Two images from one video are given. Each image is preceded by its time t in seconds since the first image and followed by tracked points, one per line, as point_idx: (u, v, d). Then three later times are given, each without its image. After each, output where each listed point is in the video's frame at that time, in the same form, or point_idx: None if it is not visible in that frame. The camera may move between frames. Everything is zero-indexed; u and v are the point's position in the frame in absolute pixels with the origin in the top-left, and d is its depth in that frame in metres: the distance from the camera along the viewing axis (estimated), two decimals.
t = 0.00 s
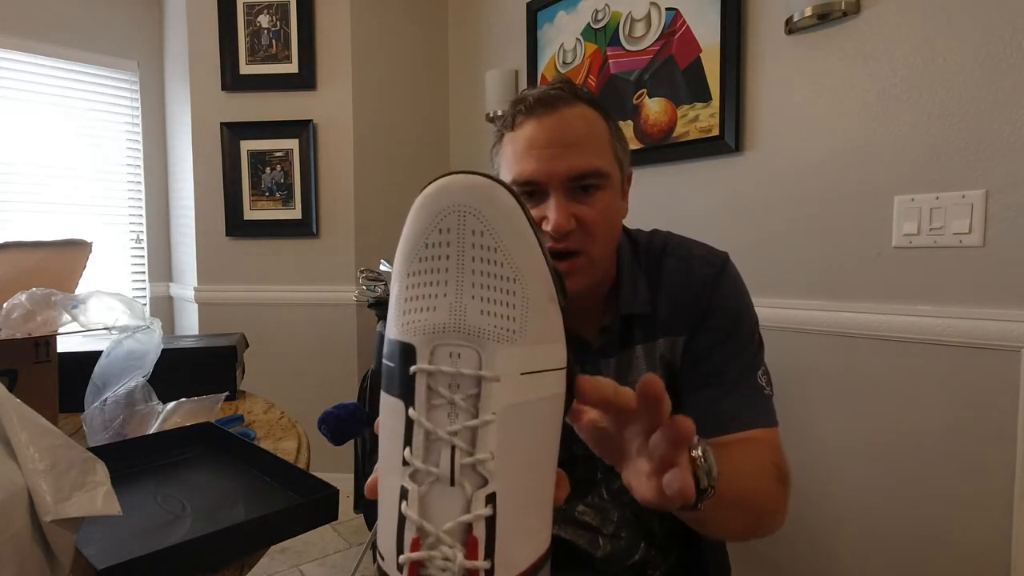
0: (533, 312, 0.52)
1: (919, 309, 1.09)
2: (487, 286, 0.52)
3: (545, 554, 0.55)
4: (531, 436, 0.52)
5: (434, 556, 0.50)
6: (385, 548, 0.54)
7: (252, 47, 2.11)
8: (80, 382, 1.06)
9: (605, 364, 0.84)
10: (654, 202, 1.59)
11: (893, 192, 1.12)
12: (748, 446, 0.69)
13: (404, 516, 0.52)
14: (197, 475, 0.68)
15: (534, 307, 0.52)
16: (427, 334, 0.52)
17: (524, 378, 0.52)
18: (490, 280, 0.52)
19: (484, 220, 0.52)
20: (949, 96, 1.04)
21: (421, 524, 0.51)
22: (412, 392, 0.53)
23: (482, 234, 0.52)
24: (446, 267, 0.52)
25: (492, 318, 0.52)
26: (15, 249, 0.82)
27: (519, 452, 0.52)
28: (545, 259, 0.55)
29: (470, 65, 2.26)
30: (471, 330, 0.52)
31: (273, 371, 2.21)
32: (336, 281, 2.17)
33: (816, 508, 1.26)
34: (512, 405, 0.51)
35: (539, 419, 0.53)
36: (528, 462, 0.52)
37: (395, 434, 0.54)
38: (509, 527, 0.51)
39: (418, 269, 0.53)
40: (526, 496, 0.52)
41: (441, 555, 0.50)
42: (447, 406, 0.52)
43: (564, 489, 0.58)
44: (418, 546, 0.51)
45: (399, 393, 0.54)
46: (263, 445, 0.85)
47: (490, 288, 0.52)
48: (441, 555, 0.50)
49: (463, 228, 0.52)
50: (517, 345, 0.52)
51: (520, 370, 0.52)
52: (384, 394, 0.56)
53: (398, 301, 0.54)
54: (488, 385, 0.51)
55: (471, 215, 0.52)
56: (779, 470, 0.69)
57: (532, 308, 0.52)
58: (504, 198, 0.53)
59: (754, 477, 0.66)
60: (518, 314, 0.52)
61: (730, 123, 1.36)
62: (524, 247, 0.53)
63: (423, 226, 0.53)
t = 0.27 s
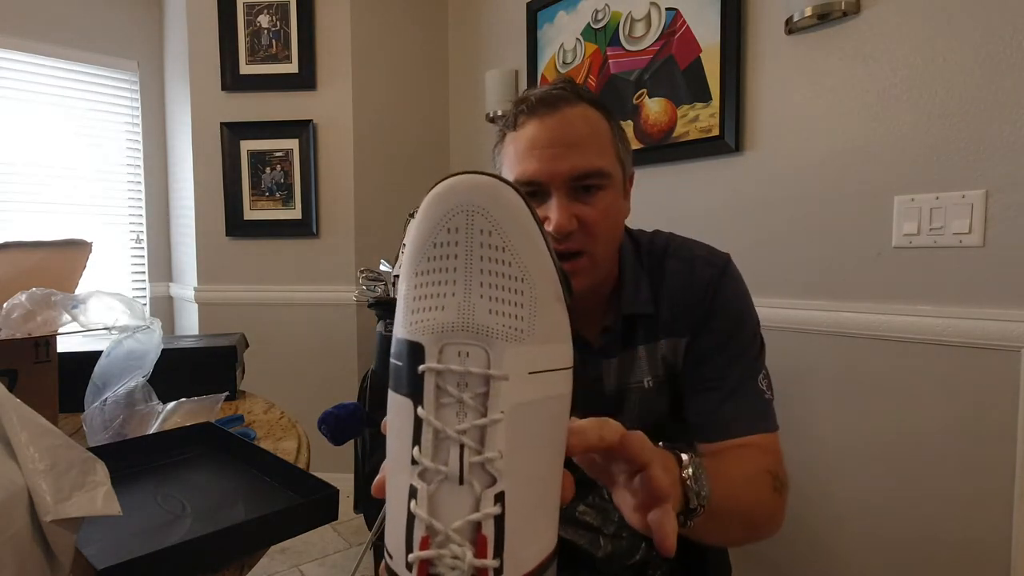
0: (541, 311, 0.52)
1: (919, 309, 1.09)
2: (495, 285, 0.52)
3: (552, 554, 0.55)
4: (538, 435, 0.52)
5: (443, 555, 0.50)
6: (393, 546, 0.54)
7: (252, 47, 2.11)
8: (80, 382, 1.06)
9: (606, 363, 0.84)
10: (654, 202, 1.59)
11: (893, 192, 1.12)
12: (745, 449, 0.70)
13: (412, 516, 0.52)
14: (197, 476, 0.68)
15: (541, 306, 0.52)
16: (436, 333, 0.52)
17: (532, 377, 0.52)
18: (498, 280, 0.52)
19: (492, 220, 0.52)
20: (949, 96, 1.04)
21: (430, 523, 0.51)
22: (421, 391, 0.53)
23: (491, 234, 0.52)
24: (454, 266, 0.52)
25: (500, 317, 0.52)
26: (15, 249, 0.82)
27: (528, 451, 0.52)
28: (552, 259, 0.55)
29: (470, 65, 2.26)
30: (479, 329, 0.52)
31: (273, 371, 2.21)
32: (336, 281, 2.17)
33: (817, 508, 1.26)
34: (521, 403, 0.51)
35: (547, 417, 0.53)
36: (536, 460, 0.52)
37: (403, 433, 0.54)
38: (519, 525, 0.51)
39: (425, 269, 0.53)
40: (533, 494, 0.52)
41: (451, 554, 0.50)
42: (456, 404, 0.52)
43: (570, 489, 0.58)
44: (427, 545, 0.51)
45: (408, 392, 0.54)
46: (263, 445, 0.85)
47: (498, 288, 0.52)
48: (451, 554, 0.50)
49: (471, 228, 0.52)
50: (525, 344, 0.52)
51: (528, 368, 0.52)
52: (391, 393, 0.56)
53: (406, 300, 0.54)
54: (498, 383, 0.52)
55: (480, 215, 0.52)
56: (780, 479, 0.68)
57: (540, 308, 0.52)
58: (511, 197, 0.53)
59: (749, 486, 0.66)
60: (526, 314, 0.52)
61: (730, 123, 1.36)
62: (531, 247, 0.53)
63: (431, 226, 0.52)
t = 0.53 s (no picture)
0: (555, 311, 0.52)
1: (919, 309, 1.09)
2: (509, 285, 0.52)
3: (564, 552, 0.55)
4: (552, 433, 0.52)
5: (462, 554, 0.50)
6: (408, 546, 0.54)
7: (252, 47, 2.11)
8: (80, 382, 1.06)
9: (606, 363, 0.84)
10: (654, 202, 1.59)
11: (893, 192, 1.12)
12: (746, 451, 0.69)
13: (430, 515, 0.52)
14: (197, 476, 0.68)
15: (555, 306, 0.52)
16: (450, 333, 0.52)
17: (547, 377, 0.52)
18: (511, 280, 0.52)
19: (506, 220, 0.51)
20: (949, 96, 1.04)
21: (448, 523, 0.51)
22: (436, 391, 0.53)
23: (504, 234, 0.51)
24: (468, 267, 0.52)
25: (514, 317, 0.52)
26: (15, 249, 0.82)
27: (542, 450, 0.52)
28: (563, 259, 0.55)
29: (469, 65, 2.26)
30: (494, 329, 0.52)
31: (273, 371, 2.21)
32: (336, 281, 2.17)
33: (817, 508, 1.26)
34: (536, 403, 0.52)
35: (560, 417, 0.53)
36: (551, 459, 0.52)
37: (419, 433, 0.54)
38: (534, 524, 0.51)
39: (439, 269, 0.53)
40: (546, 492, 0.52)
41: (469, 553, 0.50)
42: (471, 404, 0.52)
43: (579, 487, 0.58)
44: (445, 545, 0.51)
45: (422, 392, 0.53)
46: (263, 445, 0.85)
47: (511, 288, 0.52)
48: (469, 554, 0.50)
49: (485, 228, 0.51)
50: (540, 344, 0.52)
51: (543, 368, 0.52)
52: (405, 393, 0.55)
53: (419, 300, 0.54)
54: (513, 383, 0.51)
55: (493, 215, 0.52)
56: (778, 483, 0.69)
57: (553, 307, 0.52)
58: (525, 197, 0.53)
59: (749, 482, 0.66)
60: (539, 314, 0.52)
61: (730, 123, 1.36)
62: (544, 248, 0.53)
63: (443, 226, 0.52)
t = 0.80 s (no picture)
0: (552, 315, 0.52)
1: (918, 309, 1.09)
2: (507, 289, 0.52)
3: (559, 556, 0.55)
4: (547, 438, 0.52)
5: (457, 559, 0.50)
6: (404, 549, 0.54)
7: (252, 47, 2.11)
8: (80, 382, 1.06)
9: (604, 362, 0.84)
10: (654, 202, 1.59)
11: (893, 193, 1.12)
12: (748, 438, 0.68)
13: (425, 519, 0.52)
14: (197, 476, 0.68)
15: (553, 310, 0.52)
16: (448, 337, 0.52)
17: (544, 381, 0.52)
18: (510, 284, 0.52)
19: (505, 223, 0.51)
20: (949, 96, 1.04)
21: (443, 527, 0.51)
22: (433, 395, 0.53)
23: (503, 238, 0.51)
24: (466, 270, 0.52)
25: (512, 321, 0.52)
26: (15, 249, 0.82)
27: (539, 455, 0.52)
28: (563, 262, 0.55)
29: (469, 65, 2.26)
30: (491, 333, 0.52)
31: (273, 371, 2.21)
32: (336, 281, 2.17)
33: (816, 508, 1.27)
34: (532, 407, 0.52)
35: (556, 421, 0.53)
36: (546, 465, 0.52)
37: (415, 436, 0.54)
38: (531, 529, 0.52)
39: (437, 273, 0.53)
40: (543, 494, 0.53)
41: (465, 558, 0.50)
42: (468, 408, 0.52)
43: (576, 488, 0.58)
44: (441, 549, 0.51)
45: (419, 395, 0.53)
46: (263, 445, 0.85)
47: (509, 291, 0.52)
48: (465, 558, 0.50)
49: (484, 232, 0.51)
50: (537, 348, 0.52)
51: (540, 372, 0.52)
52: (402, 396, 0.55)
53: (418, 303, 0.54)
54: (510, 388, 0.51)
55: (492, 219, 0.52)
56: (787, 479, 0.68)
57: (551, 311, 0.52)
58: (523, 201, 0.53)
59: (760, 469, 0.65)
60: (537, 319, 0.52)
61: (730, 123, 1.36)
62: (542, 251, 0.53)
63: (442, 229, 0.52)
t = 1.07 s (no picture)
0: (551, 311, 0.52)
1: (918, 309, 1.09)
2: (506, 285, 0.52)
3: (557, 553, 0.55)
4: (545, 435, 0.52)
5: (454, 553, 0.50)
6: (401, 544, 0.54)
7: (252, 47, 2.11)
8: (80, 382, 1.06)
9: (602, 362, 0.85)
10: (654, 202, 1.59)
11: (893, 193, 1.12)
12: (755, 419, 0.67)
13: (422, 515, 0.52)
14: (197, 476, 0.68)
15: (553, 308, 0.52)
16: (446, 333, 0.52)
17: (542, 377, 0.52)
18: (509, 280, 0.52)
19: (504, 221, 0.52)
20: (948, 96, 1.04)
21: (440, 522, 0.51)
22: (432, 390, 0.53)
23: (502, 235, 0.52)
24: (466, 267, 0.52)
25: (510, 318, 0.52)
26: (15, 249, 0.82)
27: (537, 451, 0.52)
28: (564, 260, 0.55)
29: (469, 65, 2.26)
30: (490, 330, 0.52)
31: (273, 371, 2.21)
32: (336, 281, 2.17)
33: (816, 508, 1.26)
34: (531, 403, 0.52)
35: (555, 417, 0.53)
36: (544, 460, 0.52)
37: (413, 432, 0.54)
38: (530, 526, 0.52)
39: (436, 269, 0.53)
40: (544, 491, 0.52)
41: (461, 553, 0.50)
42: (466, 404, 0.52)
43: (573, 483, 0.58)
44: (437, 545, 0.51)
45: (418, 391, 0.54)
46: (263, 445, 0.85)
47: (508, 289, 0.52)
48: (462, 553, 0.50)
49: (483, 229, 0.52)
50: (536, 345, 0.52)
51: (538, 369, 0.52)
52: (401, 392, 0.55)
53: (417, 299, 0.54)
54: (508, 384, 0.51)
55: (492, 217, 0.52)
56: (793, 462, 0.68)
57: (550, 307, 0.52)
58: (522, 199, 0.53)
59: (775, 446, 0.65)
60: (535, 313, 0.52)
61: (730, 123, 1.36)
62: (542, 248, 0.52)
63: (442, 226, 0.52)
